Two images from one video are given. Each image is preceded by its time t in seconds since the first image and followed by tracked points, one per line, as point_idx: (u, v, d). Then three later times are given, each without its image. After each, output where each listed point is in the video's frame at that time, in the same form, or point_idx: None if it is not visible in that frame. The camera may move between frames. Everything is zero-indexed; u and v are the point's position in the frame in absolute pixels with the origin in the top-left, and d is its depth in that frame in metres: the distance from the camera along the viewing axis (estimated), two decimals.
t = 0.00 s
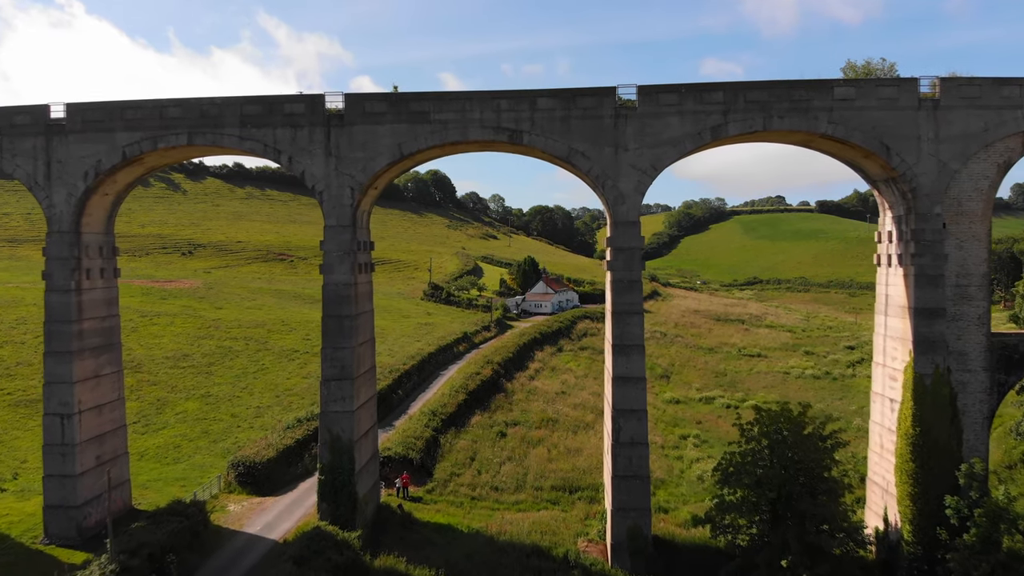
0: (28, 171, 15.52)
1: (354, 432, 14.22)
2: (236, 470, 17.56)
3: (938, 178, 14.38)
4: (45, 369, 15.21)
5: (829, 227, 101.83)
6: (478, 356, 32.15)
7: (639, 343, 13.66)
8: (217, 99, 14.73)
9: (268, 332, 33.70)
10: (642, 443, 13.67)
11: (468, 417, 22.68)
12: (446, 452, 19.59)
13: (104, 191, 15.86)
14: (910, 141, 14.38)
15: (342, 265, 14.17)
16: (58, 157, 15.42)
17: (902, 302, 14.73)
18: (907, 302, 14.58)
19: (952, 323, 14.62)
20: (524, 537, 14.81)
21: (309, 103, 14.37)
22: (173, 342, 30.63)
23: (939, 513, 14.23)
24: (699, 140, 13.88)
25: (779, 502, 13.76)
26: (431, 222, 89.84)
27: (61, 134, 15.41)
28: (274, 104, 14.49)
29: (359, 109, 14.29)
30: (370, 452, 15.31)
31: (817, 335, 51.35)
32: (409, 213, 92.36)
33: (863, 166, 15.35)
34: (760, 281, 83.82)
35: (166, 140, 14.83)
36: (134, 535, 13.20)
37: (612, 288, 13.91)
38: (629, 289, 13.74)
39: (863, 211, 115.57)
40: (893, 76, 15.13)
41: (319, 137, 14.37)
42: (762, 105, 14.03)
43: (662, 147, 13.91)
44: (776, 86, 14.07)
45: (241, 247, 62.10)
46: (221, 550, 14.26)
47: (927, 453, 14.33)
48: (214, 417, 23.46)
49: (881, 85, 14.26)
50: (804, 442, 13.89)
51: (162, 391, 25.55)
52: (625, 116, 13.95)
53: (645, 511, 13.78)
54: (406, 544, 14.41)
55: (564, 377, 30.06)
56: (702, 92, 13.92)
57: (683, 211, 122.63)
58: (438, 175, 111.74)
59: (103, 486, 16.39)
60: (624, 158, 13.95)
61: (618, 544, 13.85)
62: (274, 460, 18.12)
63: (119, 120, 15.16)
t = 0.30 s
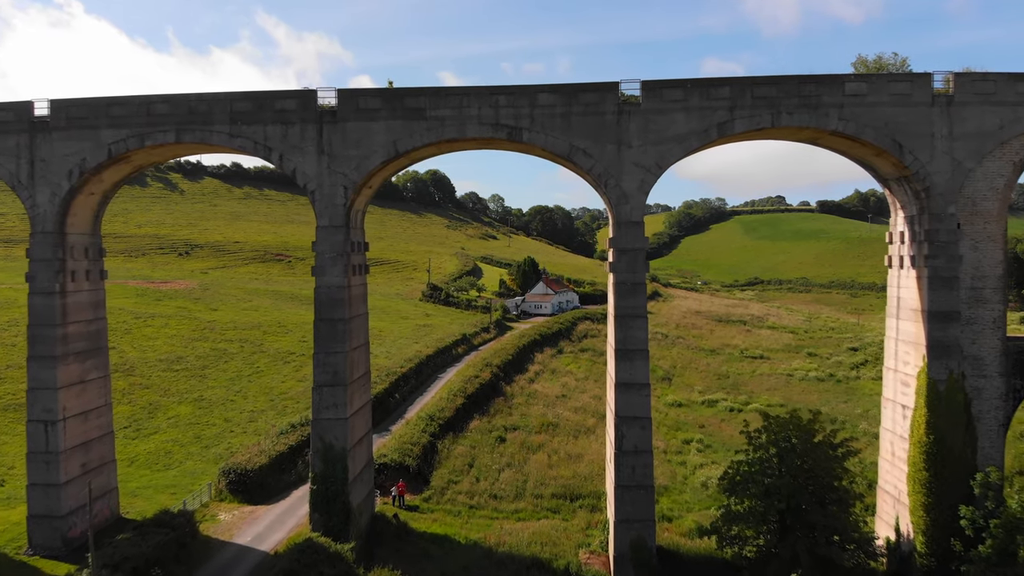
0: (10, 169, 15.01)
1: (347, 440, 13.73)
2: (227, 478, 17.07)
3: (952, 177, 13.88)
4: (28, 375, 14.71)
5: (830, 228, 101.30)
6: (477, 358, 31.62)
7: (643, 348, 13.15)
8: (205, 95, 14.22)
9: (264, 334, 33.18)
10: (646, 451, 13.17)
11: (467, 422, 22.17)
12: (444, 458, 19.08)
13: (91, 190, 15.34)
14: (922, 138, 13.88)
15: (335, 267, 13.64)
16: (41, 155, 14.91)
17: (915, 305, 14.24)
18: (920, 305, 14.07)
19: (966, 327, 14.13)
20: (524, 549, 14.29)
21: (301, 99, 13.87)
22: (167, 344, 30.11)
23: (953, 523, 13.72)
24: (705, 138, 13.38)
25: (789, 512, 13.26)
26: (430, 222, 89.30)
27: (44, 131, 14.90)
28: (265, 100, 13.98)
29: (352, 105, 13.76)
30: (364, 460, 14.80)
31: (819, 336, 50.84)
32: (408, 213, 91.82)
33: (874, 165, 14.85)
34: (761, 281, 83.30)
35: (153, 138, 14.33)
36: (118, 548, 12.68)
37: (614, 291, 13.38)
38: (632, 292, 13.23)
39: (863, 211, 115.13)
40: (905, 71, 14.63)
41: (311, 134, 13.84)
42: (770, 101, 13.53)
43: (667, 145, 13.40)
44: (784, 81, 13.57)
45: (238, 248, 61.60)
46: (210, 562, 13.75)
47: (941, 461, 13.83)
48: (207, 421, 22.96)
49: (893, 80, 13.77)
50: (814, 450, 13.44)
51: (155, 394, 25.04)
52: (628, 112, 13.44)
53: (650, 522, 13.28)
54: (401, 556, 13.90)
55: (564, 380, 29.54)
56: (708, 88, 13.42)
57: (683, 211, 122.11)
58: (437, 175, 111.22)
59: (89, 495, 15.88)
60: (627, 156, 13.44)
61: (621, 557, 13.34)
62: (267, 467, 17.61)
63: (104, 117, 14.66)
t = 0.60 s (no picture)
0: None
1: (339, 448, 13.21)
2: (218, 486, 16.58)
3: (967, 175, 13.37)
4: (10, 381, 14.21)
5: (831, 228, 100.79)
6: (476, 360, 31.09)
7: (648, 353, 12.64)
8: (193, 91, 13.71)
9: (259, 336, 32.67)
10: (650, 460, 12.66)
11: (465, 427, 21.65)
12: (441, 465, 18.54)
13: (75, 189, 14.83)
14: (937, 135, 13.36)
15: (327, 269, 13.11)
16: (24, 153, 14.40)
17: (928, 309, 13.74)
18: (934, 308, 13.57)
19: (982, 331, 13.62)
20: (523, 561, 13.79)
21: (292, 95, 13.37)
22: (161, 347, 29.59)
23: (969, 535, 13.19)
24: (712, 134, 12.86)
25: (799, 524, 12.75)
26: (429, 222, 88.78)
27: (27, 128, 14.40)
28: (255, 95, 13.48)
29: (345, 101, 13.23)
30: (358, 468, 14.28)
31: (822, 338, 50.35)
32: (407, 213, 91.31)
33: (886, 163, 14.34)
34: (762, 282, 82.80)
35: (139, 135, 13.83)
36: (101, 562, 12.17)
37: (618, 294, 12.86)
38: (636, 295, 12.71)
39: (864, 211, 114.64)
40: (919, 65, 14.12)
41: (302, 131, 13.32)
42: (779, 97, 13.03)
43: (672, 142, 12.88)
44: (794, 75, 13.06)
45: (235, 248, 61.10)
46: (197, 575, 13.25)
47: (956, 470, 13.31)
48: (199, 426, 22.46)
49: (906, 75, 13.28)
50: (825, 459, 12.93)
51: (147, 398, 24.54)
52: (632, 108, 12.91)
53: (654, 534, 12.77)
54: (396, 569, 13.40)
55: (564, 383, 29.04)
56: (715, 82, 12.90)
57: (684, 211, 121.60)
58: (437, 175, 110.77)
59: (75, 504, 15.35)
60: (631, 153, 12.91)
61: (624, 570, 12.84)
62: (259, 475, 17.10)
63: (89, 114, 14.14)
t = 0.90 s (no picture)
0: None
1: (331, 458, 12.68)
2: (207, 495, 16.06)
3: (985, 174, 12.84)
4: None
5: (832, 228, 100.34)
6: (475, 363, 30.56)
7: (653, 359, 12.10)
8: (179, 86, 13.19)
9: (255, 338, 32.14)
10: (655, 471, 12.14)
11: (463, 432, 21.12)
12: (439, 472, 18.02)
13: (58, 188, 14.31)
14: (953, 132, 12.84)
15: (318, 271, 12.58)
16: (4, 151, 13.87)
17: (944, 313, 13.23)
18: (950, 312, 13.06)
19: (1000, 336, 13.11)
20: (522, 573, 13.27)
21: (283, 90, 12.84)
22: (154, 349, 29.05)
23: (986, 548, 12.64)
24: (719, 131, 12.33)
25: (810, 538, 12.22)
26: (428, 222, 88.22)
27: (7, 126, 13.87)
28: (243, 90, 12.95)
29: (337, 96, 12.70)
30: (351, 478, 13.76)
31: (825, 339, 49.89)
32: (406, 213, 90.74)
33: (899, 161, 13.82)
34: (764, 282, 82.34)
35: (123, 132, 13.31)
36: None
37: (621, 297, 12.34)
38: (641, 298, 12.18)
39: (866, 211, 114.25)
40: (933, 60, 13.62)
41: (292, 127, 12.79)
42: (789, 92, 12.51)
43: (677, 138, 12.36)
44: (805, 70, 12.55)
45: (233, 248, 60.55)
46: None
47: (973, 480, 12.77)
48: (191, 431, 21.94)
49: (921, 69, 12.77)
50: (837, 469, 12.42)
51: (138, 402, 24.00)
52: (636, 103, 12.39)
53: (659, 547, 12.25)
54: None
55: (565, 386, 28.52)
56: (722, 77, 12.38)
57: (684, 211, 121.08)
58: (436, 175, 110.39)
59: (59, 514, 14.81)
60: (635, 151, 12.38)
61: None
62: (249, 484, 16.58)
63: (71, 110, 13.60)
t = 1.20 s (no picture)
0: None
1: (322, 468, 12.16)
2: (196, 504, 15.53)
3: (1004, 172, 12.30)
4: None
5: (834, 228, 99.82)
6: (474, 365, 30.00)
7: (658, 365, 11.57)
8: (164, 80, 12.65)
9: (250, 340, 31.62)
10: (660, 482, 11.61)
11: (461, 437, 20.59)
12: (436, 480, 17.48)
13: (40, 187, 13.78)
14: (971, 128, 12.30)
15: (308, 273, 12.05)
16: None
17: (961, 317, 12.71)
18: (967, 316, 12.54)
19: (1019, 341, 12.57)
20: None
21: (271, 84, 12.30)
22: (146, 352, 28.52)
23: (1006, 562, 12.10)
24: (727, 127, 11.81)
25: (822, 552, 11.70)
26: (427, 222, 87.67)
27: None
28: (230, 85, 12.43)
29: (328, 90, 12.15)
30: (344, 488, 13.22)
31: (828, 340, 49.34)
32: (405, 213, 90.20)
33: (914, 159, 13.29)
34: (765, 283, 81.80)
35: (106, 129, 12.78)
36: None
37: (624, 301, 11.80)
38: (645, 302, 11.65)
39: (867, 211, 113.65)
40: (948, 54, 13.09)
41: (281, 123, 12.26)
42: (800, 86, 11.97)
43: (683, 134, 11.82)
44: (816, 63, 12.02)
45: (230, 249, 60.00)
46: None
47: (992, 492, 12.23)
48: (182, 436, 21.41)
49: (937, 63, 12.23)
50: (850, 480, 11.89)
51: (129, 407, 23.47)
52: (641, 98, 11.84)
53: (664, 562, 11.71)
54: None
55: (565, 389, 27.99)
56: (730, 70, 11.85)
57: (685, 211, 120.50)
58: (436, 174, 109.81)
59: (42, 525, 14.28)
60: (639, 147, 11.83)
61: None
62: (239, 492, 16.05)
63: (52, 106, 13.04)
